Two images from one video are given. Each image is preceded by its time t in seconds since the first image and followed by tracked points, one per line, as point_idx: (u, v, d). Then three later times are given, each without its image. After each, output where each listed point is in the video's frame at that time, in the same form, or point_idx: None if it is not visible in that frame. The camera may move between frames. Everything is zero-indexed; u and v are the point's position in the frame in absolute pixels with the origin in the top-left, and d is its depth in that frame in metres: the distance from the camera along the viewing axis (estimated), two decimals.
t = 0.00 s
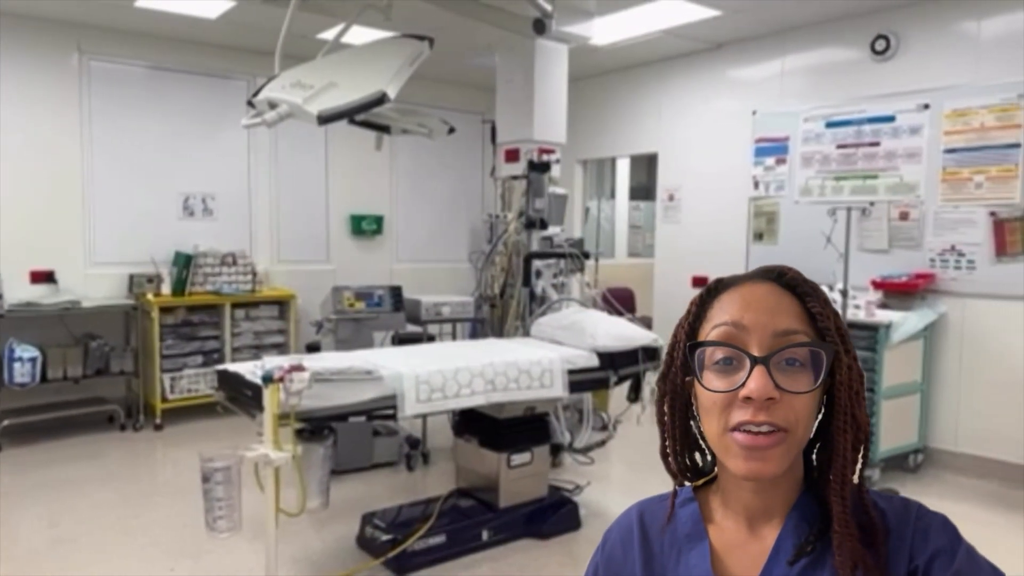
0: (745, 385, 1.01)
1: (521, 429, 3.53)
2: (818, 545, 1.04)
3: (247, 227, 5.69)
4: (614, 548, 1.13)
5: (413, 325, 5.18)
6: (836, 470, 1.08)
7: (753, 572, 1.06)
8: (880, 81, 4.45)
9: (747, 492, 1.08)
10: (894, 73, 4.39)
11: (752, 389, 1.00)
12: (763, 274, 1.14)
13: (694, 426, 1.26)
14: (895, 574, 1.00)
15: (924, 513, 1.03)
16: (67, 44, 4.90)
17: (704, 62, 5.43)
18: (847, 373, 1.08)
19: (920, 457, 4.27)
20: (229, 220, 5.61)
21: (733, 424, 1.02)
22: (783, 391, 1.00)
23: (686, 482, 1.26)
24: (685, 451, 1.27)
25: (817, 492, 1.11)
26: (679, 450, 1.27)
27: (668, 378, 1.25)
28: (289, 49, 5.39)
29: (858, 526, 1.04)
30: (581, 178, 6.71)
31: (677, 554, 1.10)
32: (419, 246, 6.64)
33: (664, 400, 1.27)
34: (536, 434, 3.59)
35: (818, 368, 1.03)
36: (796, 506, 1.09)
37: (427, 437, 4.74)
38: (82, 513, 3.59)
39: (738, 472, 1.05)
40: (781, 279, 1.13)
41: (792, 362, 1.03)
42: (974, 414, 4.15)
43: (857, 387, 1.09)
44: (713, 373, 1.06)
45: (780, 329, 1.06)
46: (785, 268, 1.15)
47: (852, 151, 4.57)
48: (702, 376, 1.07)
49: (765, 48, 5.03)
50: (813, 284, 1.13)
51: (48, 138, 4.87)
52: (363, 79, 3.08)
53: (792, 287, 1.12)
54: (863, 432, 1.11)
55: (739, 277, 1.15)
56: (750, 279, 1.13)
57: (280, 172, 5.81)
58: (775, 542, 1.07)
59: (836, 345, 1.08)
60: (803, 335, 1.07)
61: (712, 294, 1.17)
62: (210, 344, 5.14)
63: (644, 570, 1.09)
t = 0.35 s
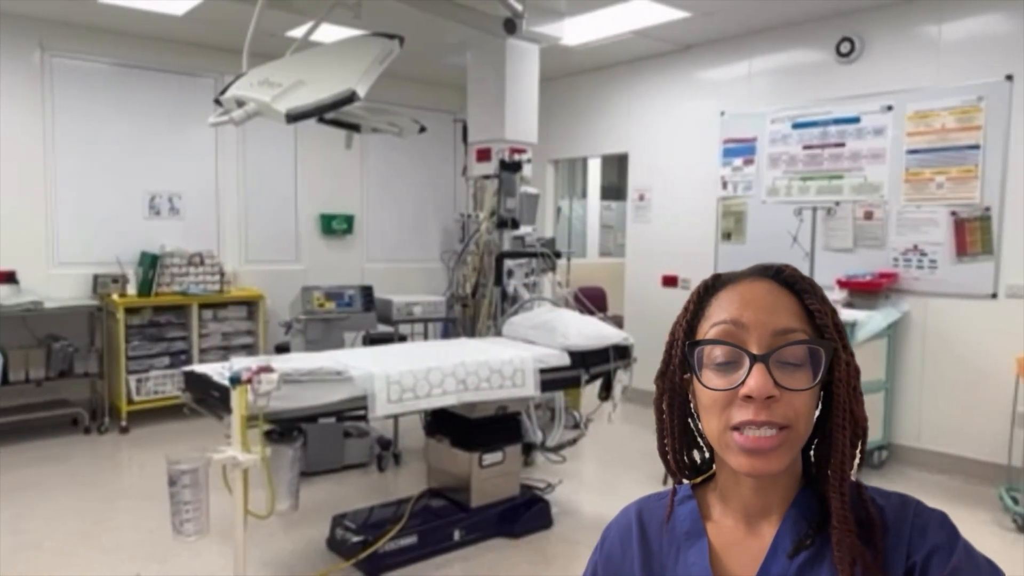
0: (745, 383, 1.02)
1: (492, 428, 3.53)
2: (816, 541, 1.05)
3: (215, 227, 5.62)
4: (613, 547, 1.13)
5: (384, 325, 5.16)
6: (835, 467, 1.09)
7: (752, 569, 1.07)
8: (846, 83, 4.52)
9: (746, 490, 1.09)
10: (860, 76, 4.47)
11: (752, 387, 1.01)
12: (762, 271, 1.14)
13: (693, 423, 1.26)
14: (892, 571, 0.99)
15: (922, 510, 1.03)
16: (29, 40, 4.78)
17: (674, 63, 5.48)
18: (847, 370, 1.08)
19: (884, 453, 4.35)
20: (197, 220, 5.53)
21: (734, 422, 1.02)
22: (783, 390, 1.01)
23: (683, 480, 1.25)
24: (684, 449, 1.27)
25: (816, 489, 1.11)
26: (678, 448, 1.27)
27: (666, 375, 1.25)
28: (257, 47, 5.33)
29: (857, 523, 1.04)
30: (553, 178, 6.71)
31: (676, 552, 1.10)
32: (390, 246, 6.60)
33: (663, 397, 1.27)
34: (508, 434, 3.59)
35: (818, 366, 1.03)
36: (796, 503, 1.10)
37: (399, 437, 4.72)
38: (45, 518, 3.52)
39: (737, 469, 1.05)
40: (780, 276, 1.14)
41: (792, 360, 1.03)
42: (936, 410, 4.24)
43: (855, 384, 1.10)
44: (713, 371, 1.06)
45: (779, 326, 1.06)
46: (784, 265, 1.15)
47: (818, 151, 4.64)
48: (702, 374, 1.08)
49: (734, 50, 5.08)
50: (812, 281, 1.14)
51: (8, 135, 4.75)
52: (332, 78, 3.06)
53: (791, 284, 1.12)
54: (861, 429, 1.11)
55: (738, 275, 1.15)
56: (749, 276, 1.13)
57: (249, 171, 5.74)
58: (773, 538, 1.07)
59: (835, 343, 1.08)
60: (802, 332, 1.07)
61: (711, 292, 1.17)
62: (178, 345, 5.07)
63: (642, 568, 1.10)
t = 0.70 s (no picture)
0: (742, 374, 1.01)
1: (473, 428, 3.53)
2: (817, 541, 1.04)
3: (194, 227, 5.56)
4: (614, 547, 1.11)
5: (365, 325, 5.13)
6: (834, 466, 1.08)
7: (751, 569, 1.05)
8: (824, 84, 4.57)
9: (746, 487, 1.07)
10: (838, 77, 4.51)
11: (750, 378, 1.00)
12: (767, 269, 1.15)
13: (695, 419, 1.26)
14: (893, 570, 1.00)
15: (923, 508, 1.04)
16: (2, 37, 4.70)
17: (654, 63, 5.50)
18: (846, 370, 1.08)
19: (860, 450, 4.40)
20: (175, 220, 5.48)
21: (730, 412, 1.01)
22: (781, 382, 1.00)
23: (685, 477, 1.24)
24: (686, 446, 1.27)
25: (816, 488, 1.10)
26: (680, 445, 1.27)
27: (671, 368, 1.25)
28: (236, 46, 5.28)
29: (857, 521, 1.04)
30: (535, 178, 6.71)
31: (677, 552, 1.08)
32: (371, 246, 6.58)
33: (666, 391, 1.27)
34: (489, 433, 3.59)
35: (818, 362, 1.02)
36: (796, 502, 1.08)
37: (380, 438, 4.71)
38: (19, 522, 3.47)
39: (734, 463, 1.04)
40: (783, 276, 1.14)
41: (791, 355, 1.03)
42: (912, 408, 4.30)
43: (855, 384, 1.10)
44: (714, 362, 1.06)
45: (780, 321, 1.06)
46: (789, 265, 1.15)
47: (796, 152, 4.68)
48: (703, 366, 1.07)
49: (713, 51, 5.12)
50: (817, 281, 1.14)
51: None
52: (312, 76, 3.04)
53: (795, 283, 1.12)
54: (862, 430, 1.12)
55: (743, 273, 1.15)
56: (754, 273, 1.14)
57: (228, 170, 5.70)
58: (773, 537, 1.06)
59: (836, 341, 1.08)
60: (803, 329, 1.07)
61: (717, 289, 1.18)
62: (156, 347, 5.02)
63: (643, 568, 1.07)
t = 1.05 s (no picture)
0: (738, 376, 1.03)
1: (448, 427, 3.52)
2: (816, 545, 1.04)
3: (163, 227, 5.48)
4: (614, 550, 1.12)
5: (338, 325, 5.10)
6: (833, 469, 1.08)
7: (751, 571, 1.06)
8: (795, 86, 4.62)
9: (745, 488, 1.09)
10: (808, 80, 4.57)
11: (744, 380, 1.01)
12: (770, 273, 1.16)
13: (697, 420, 1.27)
14: (894, 572, 1.01)
15: (923, 511, 1.05)
16: None
17: (627, 64, 5.53)
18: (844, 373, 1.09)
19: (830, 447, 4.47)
20: (144, 219, 5.39)
21: (726, 413, 1.03)
22: (776, 385, 1.01)
23: (687, 479, 1.26)
24: (689, 448, 1.28)
25: (816, 492, 1.11)
26: (682, 447, 1.28)
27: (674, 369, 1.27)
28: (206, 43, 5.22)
29: (858, 526, 1.05)
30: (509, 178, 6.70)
31: (677, 554, 1.10)
32: (344, 245, 6.54)
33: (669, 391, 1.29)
34: (463, 433, 3.59)
35: (815, 365, 1.04)
36: (796, 504, 1.10)
37: (354, 439, 4.69)
38: None
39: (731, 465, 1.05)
40: (786, 279, 1.15)
41: (789, 357, 1.04)
42: (881, 405, 4.37)
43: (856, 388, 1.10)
44: (713, 364, 1.07)
45: (778, 324, 1.07)
46: (792, 268, 1.16)
47: (766, 154, 4.74)
48: (702, 367, 1.09)
49: (686, 52, 5.16)
50: (819, 284, 1.15)
51: None
52: (283, 74, 3.02)
53: (797, 286, 1.13)
54: (862, 434, 1.11)
55: (746, 276, 1.17)
56: (757, 276, 1.15)
57: (199, 169, 5.63)
58: (773, 541, 1.07)
59: (836, 345, 1.08)
60: (802, 332, 1.08)
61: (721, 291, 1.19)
62: (125, 348, 4.95)
63: (644, 570, 1.09)
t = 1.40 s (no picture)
0: (739, 380, 1.03)
1: (425, 428, 3.51)
2: (815, 542, 1.05)
3: (135, 226, 5.41)
4: (615, 545, 1.13)
5: (314, 325, 5.06)
6: (833, 470, 1.09)
7: (750, 569, 1.07)
8: (769, 88, 4.67)
9: (745, 489, 1.09)
10: (781, 82, 4.62)
11: (746, 385, 1.01)
12: (770, 272, 1.16)
13: (697, 418, 1.28)
14: (893, 571, 1.02)
15: (923, 510, 1.06)
16: None
17: (602, 64, 5.56)
18: (845, 374, 1.09)
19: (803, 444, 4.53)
20: (116, 218, 5.31)
21: (728, 417, 1.03)
22: (777, 389, 1.01)
23: (687, 476, 1.27)
24: (688, 445, 1.29)
25: (816, 490, 1.12)
26: (682, 444, 1.29)
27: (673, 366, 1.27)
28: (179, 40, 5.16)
29: (857, 525, 1.06)
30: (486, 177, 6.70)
31: (678, 550, 1.11)
32: (319, 245, 6.50)
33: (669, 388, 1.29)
34: (439, 433, 3.58)
35: (817, 368, 1.04)
36: (795, 503, 1.10)
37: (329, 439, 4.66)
38: None
39: (731, 467, 1.06)
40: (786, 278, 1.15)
41: (791, 360, 1.04)
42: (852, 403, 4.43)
43: (856, 388, 1.11)
44: (713, 365, 1.07)
45: (779, 326, 1.07)
46: (793, 267, 1.17)
47: (740, 154, 4.79)
48: (702, 368, 1.09)
49: (661, 53, 5.19)
50: (819, 285, 1.15)
51: None
52: (257, 71, 2.99)
53: (797, 285, 1.14)
54: (863, 435, 1.12)
55: (747, 275, 1.17)
56: (757, 276, 1.15)
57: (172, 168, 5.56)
58: (773, 539, 1.08)
59: (836, 346, 1.09)
60: (803, 334, 1.08)
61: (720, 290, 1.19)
62: (95, 349, 4.88)
63: (644, 566, 1.09)
